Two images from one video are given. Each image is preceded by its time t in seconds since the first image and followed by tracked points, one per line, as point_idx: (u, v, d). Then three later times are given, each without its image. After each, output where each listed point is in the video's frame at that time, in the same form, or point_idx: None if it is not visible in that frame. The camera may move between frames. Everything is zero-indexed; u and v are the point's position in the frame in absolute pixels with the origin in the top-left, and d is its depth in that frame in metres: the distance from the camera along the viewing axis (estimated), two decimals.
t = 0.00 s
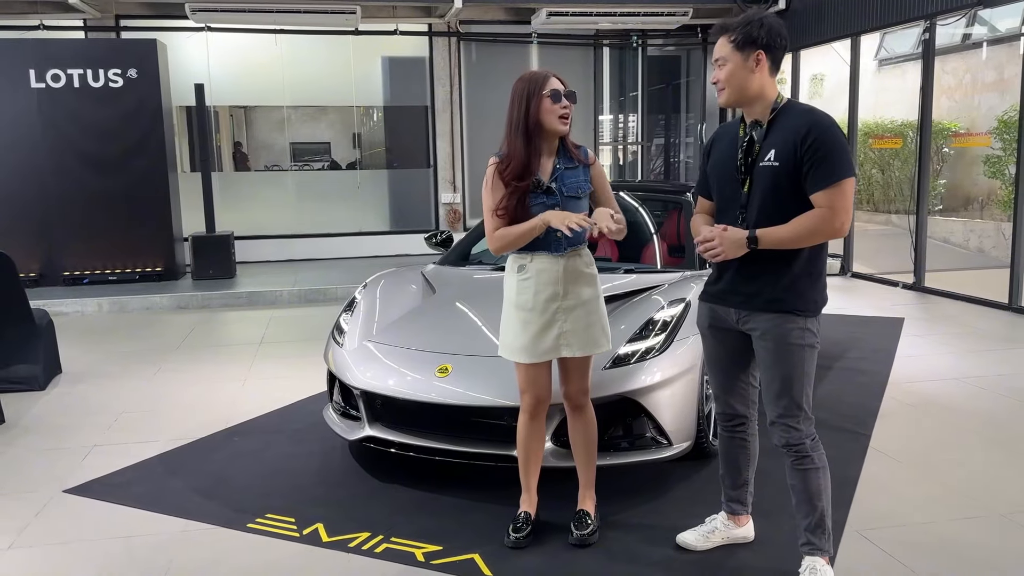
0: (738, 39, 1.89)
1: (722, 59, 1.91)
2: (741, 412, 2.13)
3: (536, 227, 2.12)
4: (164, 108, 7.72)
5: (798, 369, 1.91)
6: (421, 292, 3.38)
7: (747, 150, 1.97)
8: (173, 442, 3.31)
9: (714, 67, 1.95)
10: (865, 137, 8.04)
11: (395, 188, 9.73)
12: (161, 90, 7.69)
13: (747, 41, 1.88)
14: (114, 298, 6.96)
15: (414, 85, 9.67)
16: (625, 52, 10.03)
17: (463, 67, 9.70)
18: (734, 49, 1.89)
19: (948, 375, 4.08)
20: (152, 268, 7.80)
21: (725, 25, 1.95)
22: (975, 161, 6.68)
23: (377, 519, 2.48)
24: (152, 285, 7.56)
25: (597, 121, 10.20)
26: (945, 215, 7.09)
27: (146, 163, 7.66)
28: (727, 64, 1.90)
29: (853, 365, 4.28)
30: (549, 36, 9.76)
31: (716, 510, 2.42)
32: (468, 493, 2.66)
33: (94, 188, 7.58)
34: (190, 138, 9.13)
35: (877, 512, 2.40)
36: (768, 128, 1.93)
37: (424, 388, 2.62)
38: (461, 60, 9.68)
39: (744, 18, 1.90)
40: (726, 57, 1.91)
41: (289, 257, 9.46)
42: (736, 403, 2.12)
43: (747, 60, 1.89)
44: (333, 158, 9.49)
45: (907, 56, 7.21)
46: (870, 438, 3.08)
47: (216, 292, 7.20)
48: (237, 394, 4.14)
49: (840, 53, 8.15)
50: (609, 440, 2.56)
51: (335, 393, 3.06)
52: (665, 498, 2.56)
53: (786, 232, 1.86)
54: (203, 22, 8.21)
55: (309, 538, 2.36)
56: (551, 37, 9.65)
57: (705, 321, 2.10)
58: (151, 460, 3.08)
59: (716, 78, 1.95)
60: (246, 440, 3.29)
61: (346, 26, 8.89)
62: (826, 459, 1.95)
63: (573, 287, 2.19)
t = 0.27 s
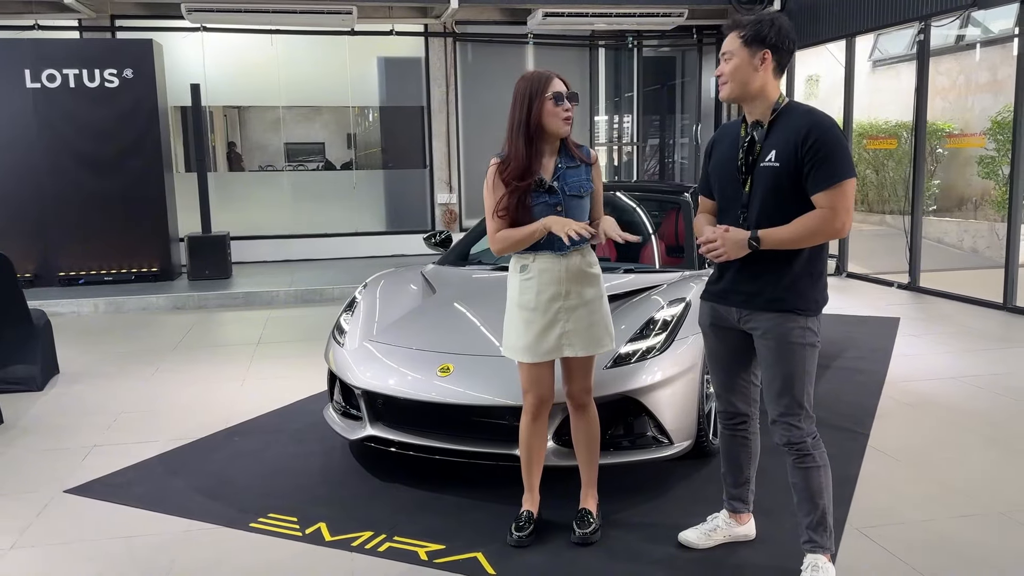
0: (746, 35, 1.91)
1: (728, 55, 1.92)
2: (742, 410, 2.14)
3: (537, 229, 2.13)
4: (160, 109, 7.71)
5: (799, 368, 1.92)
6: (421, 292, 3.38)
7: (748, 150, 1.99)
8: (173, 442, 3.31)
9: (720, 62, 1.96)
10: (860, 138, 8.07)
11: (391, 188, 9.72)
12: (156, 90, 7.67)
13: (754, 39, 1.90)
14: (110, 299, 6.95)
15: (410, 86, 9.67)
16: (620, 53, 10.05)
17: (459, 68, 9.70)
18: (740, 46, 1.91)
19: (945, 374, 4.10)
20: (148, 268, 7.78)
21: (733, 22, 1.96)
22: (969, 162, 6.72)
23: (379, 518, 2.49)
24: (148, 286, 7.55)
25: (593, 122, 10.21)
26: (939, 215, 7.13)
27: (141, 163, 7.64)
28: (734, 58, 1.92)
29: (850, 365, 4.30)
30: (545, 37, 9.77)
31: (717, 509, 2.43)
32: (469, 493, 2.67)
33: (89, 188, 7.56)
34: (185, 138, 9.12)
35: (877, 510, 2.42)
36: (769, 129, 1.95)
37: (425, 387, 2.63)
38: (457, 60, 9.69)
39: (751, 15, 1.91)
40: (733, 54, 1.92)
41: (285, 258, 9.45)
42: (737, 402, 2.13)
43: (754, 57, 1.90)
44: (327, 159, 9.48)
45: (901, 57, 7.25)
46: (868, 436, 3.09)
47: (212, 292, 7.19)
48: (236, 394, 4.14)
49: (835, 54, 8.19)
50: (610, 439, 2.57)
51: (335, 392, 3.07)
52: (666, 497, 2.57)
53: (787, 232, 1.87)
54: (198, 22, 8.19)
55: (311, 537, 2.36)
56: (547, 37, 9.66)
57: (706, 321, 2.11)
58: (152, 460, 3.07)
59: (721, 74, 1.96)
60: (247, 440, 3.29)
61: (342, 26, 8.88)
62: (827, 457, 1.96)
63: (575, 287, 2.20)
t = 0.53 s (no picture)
0: (744, 44, 1.92)
1: (728, 62, 1.94)
2: (742, 410, 2.15)
3: (539, 228, 2.14)
4: (157, 109, 7.70)
5: (799, 368, 1.94)
6: (422, 292, 3.39)
7: (751, 152, 2.00)
8: (173, 442, 3.31)
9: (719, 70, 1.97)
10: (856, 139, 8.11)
11: (388, 189, 9.73)
12: (153, 91, 7.65)
13: (753, 45, 1.91)
14: (107, 299, 6.93)
15: (406, 86, 9.67)
16: (617, 54, 10.07)
17: (456, 69, 9.72)
18: (740, 52, 1.92)
19: (941, 374, 4.13)
20: (144, 268, 7.76)
21: (733, 27, 1.98)
22: (963, 163, 6.76)
23: (381, 518, 2.50)
24: (145, 286, 7.53)
25: (589, 123, 10.23)
26: (934, 216, 7.17)
27: (138, 163, 7.63)
28: (734, 68, 1.93)
29: (847, 365, 4.33)
30: (541, 38, 9.79)
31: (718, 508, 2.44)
32: (470, 492, 2.68)
33: (85, 188, 7.54)
34: (181, 138, 9.11)
35: (876, 509, 2.44)
36: (772, 131, 1.96)
37: (425, 387, 2.64)
38: (454, 61, 9.70)
39: (749, 22, 1.93)
40: (732, 61, 1.93)
41: (281, 258, 9.44)
42: (737, 401, 2.14)
43: (754, 64, 1.92)
44: (322, 159, 9.47)
45: (895, 59, 7.28)
46: (867, 436, 3.11)
47: (209, 293, 7.18)
48: (235, 395, 4.14)
49: (830, 56, 8.23)
50: (611, 439, 2.58)
51: (336, 392, 3.07)
52: (667, 496, 2.58)
53: (787, 231, 1.88)
54: (195, 22, 8.17)
55: (314, 537, 2.37)
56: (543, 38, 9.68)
57: (707, 321, 2.13)
58: (152, 460, 3.07)
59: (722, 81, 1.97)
60: (247, 440, 3.29)
61: (339, 27, 8.89)
62: (827, 457, 1.98)
63: (577, 286, 2.21)
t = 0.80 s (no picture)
0: (760, 39, 1.93)
1: (743, 59, 1.93)
2: (742, 409, 2.16)
3: (539, 233, 2.15)
4: (154, 109, 7.68)
5: (800, 368, 1.95)
6: (422, 292, 3.40)
7: (752, 152, 2.02)
8: (173, 442, 3.31)
9: (730, 66, 1.96)
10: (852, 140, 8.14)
11: (385, 189, 9.73)
12: (151, 91, 7.65)
13: (765, 43, 1.93)
14: (104, 299, 6.92)
15: (404, 86, 9.68)
16: (614, 55, 10.08)
17: (453, 69, 9.73)
18: (756, 48, 1.92)
19: (938, 374, 4.15)
20: (141, 268, 7.75)
21: (735, 26, 1.99)
22: (959, 164, 6.80)
23: (384, 517, 2.50)
24: (142, 286, 7.52)
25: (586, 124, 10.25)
26: (929, 217, 7.21)
27: (135, 163, 7.62)
28: (750, 62, 1.93)
29: (844, 365, 4.35)
30: (538, 39, 9.81)
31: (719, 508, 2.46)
32: (472, 492, 2.69)
33: (82, 188, 7.52)
34: (178, 138, 9.09)
35: (877, 508, 2.45)
36: (773, 131, 1.97)
37: (426, 387, 2.65)
38: (451, 61, 9.71)
39: (756, 20, 1.94)
40: (748, 56, 1.93)
41: (277, 258, 9.43)
42: (737, 401, 2.16)
43: (768, 60, 1.94)
44: (318, 159, 9.47)
45: (891, 60, 7.32)
46: (865, 436, 3.13)
47: (206, 293, 7.17)
48: (235, 394, 4.14)
49: (826, 57, 8.26)
50: (612, 438, 2.59)
51: (337, 392, 3.08)
52: (668, 495, 2.60)
53: (791, 232, 1.90)
54: (192, 22, 8.16)
55: (317, 536, 2.37)
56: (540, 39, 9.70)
57: (707, 320, 2.14)
58: (153, 460, 3.07)
59: (734, 77, 1.96)
60: (248, 440, 3.29)
61: (337, 27, 8.89)
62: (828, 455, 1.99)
63: (578, 287, 2.22)
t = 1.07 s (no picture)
0: (765, 40, 1.93)
1: (749, 59, 1.94)
2: (744, 408, 2.17)
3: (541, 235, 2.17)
4: (152, 108, 7.67)
5: (802, 367, 1.96)
6: (424, 292, 3.40)
7: (755, 153, 2.02)
8: (174, 441, 3.31)
9: (735, 66, 1.96)
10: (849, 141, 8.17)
11: (382, 189, 9.72)
12: (149, 90, 7.63)
13: (770, 44, 1.94)
14: (102, 298, 6.90)
15: (401, 86, 9.67)
16: (611, 55, 10.10)
17: (451, 69, 9.74)
18: (761, 49, 1.93)
19: (936, 374, 4.17)
20: (139, 268, 7.73)
21: (738, 27, 1.99)
22: (955, 165, 6.83)
23: (387, 516, 2.51)
24: (140, 285, 7.50)
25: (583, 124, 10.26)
26: (925, 218, 7.23)
27: (133, 162, 7.60)
28: (755, 63, 1.94)
29: (843, 365, 4.36)
30: (536, 39, 9.82)
31: (721, 507, 2.47)
32: (474, 491, 2.69)
33: (80, 187, 7.51)
34: (176, 137, 9.08)
35: (879, 508, 2.47)
36: (776, 133, 1.98)
37: (427, 387, 2.65)
38: (449, 61, 9.72)
39: (761, 20, 1.95)
40: (753, 57, 1.94)
41: (274, 258, 9.42)
42: (739, 400, 2.17)
43: (773, 61, 1.95)
44: (314, 159, 9.46)
45: (888, 61, 7.35)
46: (866, 436, 3.15)
47: (204, 292, 7.16)
48: (234, 394, 4.14)
49: (822, 59, 8.29)
50: (614, 438, 2.60)
51: (339, 391, 3.08)
52: (670, 495, 2.61)
53: (795, 233, 1.90)
54: (190, 21, 8.15)
55: (321, 535, 2.38)
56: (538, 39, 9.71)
57: (708, 320, 2.15)
58: (155, 459, 3.07)
59: (739, 77, 1.96)
60: (249, 439, 3.29)
61: (335, 26, 8.89)
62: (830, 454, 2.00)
63: (581, 287, 2.22)
